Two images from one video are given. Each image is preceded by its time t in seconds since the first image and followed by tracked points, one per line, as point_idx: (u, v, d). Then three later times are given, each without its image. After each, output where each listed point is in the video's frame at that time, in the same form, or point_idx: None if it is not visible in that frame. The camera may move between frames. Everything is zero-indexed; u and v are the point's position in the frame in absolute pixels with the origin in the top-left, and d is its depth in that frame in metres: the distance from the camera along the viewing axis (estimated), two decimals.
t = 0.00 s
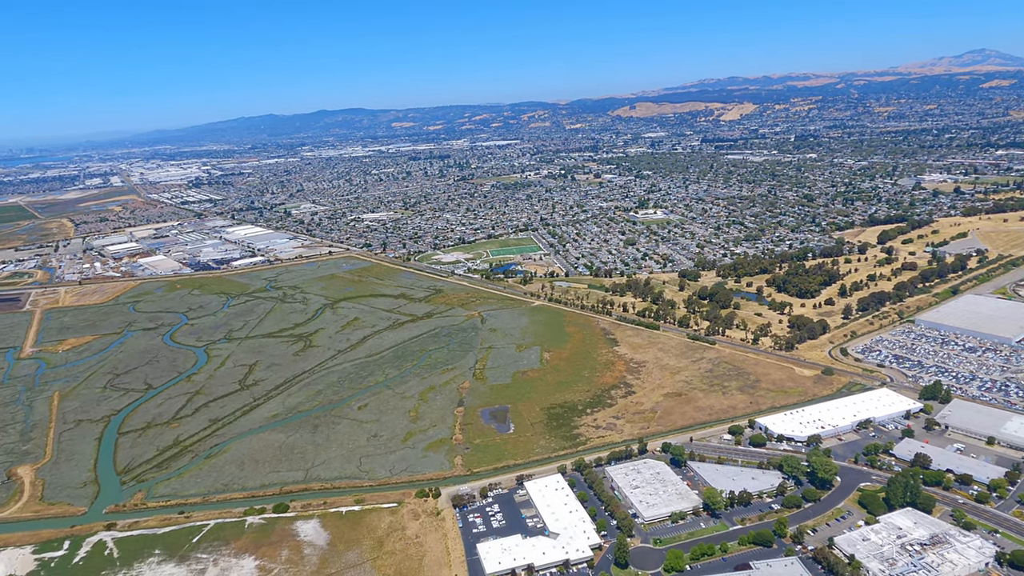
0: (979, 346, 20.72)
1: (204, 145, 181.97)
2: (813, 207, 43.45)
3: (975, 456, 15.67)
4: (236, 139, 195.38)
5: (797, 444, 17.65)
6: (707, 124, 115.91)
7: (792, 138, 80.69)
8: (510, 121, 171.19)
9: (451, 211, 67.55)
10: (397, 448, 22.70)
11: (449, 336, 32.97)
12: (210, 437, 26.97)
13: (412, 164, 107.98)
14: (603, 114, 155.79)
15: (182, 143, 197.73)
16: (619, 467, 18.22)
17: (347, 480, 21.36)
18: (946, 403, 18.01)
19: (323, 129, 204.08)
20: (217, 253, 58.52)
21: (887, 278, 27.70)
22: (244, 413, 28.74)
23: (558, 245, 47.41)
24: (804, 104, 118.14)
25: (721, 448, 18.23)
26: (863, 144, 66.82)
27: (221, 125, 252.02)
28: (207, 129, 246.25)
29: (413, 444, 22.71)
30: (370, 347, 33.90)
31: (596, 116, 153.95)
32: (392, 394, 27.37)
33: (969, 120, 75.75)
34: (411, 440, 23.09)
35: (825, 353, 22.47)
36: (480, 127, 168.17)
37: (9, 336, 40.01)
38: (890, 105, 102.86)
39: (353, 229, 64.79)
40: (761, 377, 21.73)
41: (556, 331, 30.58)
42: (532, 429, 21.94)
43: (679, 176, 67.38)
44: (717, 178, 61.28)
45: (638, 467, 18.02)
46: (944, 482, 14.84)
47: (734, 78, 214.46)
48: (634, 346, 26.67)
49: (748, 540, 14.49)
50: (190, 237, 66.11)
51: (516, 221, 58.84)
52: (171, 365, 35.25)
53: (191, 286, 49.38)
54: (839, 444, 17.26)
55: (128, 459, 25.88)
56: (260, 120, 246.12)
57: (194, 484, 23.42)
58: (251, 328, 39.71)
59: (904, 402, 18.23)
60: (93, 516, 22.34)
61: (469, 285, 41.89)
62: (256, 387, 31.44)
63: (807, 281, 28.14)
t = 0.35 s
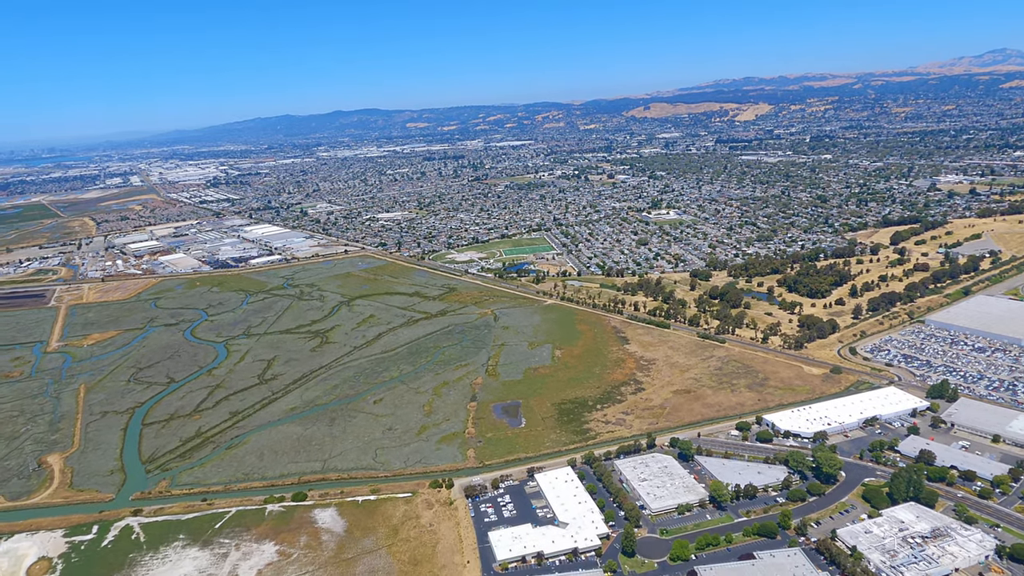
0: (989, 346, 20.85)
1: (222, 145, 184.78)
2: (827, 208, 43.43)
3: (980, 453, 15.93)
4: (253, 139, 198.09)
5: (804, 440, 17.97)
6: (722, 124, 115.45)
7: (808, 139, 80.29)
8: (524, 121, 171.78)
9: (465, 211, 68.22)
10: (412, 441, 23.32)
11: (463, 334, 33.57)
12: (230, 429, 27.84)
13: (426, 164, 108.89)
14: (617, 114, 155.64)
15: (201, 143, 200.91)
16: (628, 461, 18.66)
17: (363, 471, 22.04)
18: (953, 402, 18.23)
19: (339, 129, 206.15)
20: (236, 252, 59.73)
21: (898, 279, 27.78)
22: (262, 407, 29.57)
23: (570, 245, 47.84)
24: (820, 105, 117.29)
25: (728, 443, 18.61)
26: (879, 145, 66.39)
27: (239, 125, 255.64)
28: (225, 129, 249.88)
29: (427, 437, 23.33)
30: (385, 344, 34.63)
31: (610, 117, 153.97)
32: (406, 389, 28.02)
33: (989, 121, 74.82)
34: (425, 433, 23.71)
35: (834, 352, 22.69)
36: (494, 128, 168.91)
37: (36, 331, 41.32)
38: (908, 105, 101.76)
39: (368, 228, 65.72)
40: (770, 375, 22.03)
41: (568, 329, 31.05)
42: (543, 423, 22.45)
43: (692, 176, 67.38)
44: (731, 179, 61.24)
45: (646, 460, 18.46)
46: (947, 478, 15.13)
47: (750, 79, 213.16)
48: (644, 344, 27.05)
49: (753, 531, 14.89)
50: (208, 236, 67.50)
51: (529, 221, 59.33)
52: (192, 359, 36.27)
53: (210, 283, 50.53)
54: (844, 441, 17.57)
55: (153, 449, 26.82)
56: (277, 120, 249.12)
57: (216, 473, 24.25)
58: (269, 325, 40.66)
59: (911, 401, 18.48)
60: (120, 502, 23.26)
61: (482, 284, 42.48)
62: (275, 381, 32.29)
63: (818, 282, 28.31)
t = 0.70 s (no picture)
0: (998, 347, 20.99)
1: (240, 146, 187.36)
2: (840, 209, 43.37)
3: (985, 451, 16.15)
4: (270, 139, 200.65)
5: (810, 436, 18.28)
6: (737, 125, 114.96)
7: (823, 139, 79.77)
8: (538, 122, 172.18)
9: (478, 211, 68.83)
10: (426, 434, 23.97)
11: (476, 331, 34.16)
12: (250, 421, 28.70)
13: (441, 164, 109.76)
14: (632, 115, 155.38)
15: (219, 143, 204.01)
16: (636, 455, 19.10)
17: (379, 462, 22.72)
18: (960, 400, 18.44)
19: (353, 130, 208.02)
20: (254, 251, 60.92)
21: (910, 279, 27.86)
22: (281, 400, 30.42)
23: (583, 245, 48.25)
24: (837, 106, 116.24)
25: (736, 439, 18.98)
26: (895, 146, 65.92)
27: (256, 126, 259.18)
28: (242, 129, 253.28)
29: (441, 430, 23.95)
30: (400, 340, 35.35)
31: (624, 117, 153.82)
32: (421, 385, 28.69)
33: (1009, 121, 73.84)
34: (439, 427, 24.33)
35: (843, 351, 22.91)
36: (508, 128, 169.44)
37: (62, 326, 42.66)
38: (926, 106, 100.61)
39: (383, 228, 66.63)
40: (779, 373, 22.32)
41: (579, 327, 31.50)
42: (554, 418, 22.95)
43: (706, 177, 67.35)
44: (744, 180, 61.19)
45: (654, 454, 18.89)
46: (952, 474, 15.37)
47: (766, 79, 211.68)
48: (655, 342, 27.41)
49: (757, 523, 15.28)
50: (227, 235, 68.82)
51: (542, 221, 59.80)
52: (212, 355, 37.30)
53: (229, 281, 51.68)
54: (851, 438, 17.86)
55: (176, 440, 27.77)
56: (293, 121, 252.12)
57: (237, 463, 25.09)
58: (287, 321, 41.63)
59: (918, 399, 18.70)
60: (146, 490, 24.19)
61: (495, 282, 43.05)
62: (293, 376, 33.15)
63: (829, 282, 28.47)
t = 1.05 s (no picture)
0: (1009, 348, 21.11)
1: (257, 147, 189.93)
2: (854, 210, 43.28)
3: (991, 449, 16.39)
4: (288, 140, 203.24)
5: (817, 434, 18.58)
6: (753, 126, 114.41)
7: (840, 141, 79.23)
8: (552, 123, 172.52)
9: (492, 211, 69.43)
10: (440, 428, 24.58)
11: (489, 330, 34.73)
12: (270, 414, 29.55)
13: (456, 165, 110.61)
14: (647, 116, 155.13)
15: (236, 144, 207.02)
16: (645, 450, 19.53)
17: (394, 455, 23.38)
18: (968, 400, 18.65)
19: (369, 131, 210.02)
20: (271, 250, 62.10)
21: (922, 281, 27.92)
22: (299, 395, 31.24)
23: (596, 245, 48.62)
24: (854, 107, 115.17)
25: (744, 435, 19.33)
26: (913, 147, 65.37)
27: (273, 127, 262.62)
28: (259, 130, 256.65)
29: (455, 425, 24.56)
30: (415, 338, 36.07)
31: (639, 118, 153.49)
32: (435, 380, 29.33)
33: None
34: (453, 421, 24.94)
35: (853, 350, 23.11)
36: (523, 129, 169.96)
37: (87, 322, 43.98)
38: (945, 106, 99.44)
39: (398, 227, 67.53)
40: (788, 372, 22.57)
41: (591, 325, 31.93)
42: (565, 414, 23.43)
43: (720, 178, 67.30)
44: (759, 181, 61.08)
45: (663, 449, 19.31)
46: (957, 471, 15.63)
47: (783, 80, 210.03)
48: (666, 341, 27.75)
49: (763, 517, 15.66)
50: (245, 234, 70.16)
51: (556, 222, 60.24)
52: (232, 350, 38.32)
53: (248, 279, 52.83)
54: (858, 435, 18.13)
55: (199, 431, 28.70)
56: (309, 122, 255.01)
57: (257, 454, 25.92)
58: (304, 319, 42.56)
59: (926, 398, 18.92)
60: (170, 478, 25.09)
61: (509, 282, 43.60)
62: (310, 371, 33.98)
63: (840, 283, 28.61)
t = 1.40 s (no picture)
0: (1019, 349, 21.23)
1: (274, 148, 192.56)
2: (869, 212, 43.19)
3: (997, 447, 16.62)
4: (304, 142, 205.70)
5: (824, 431, 18.88)
6: (769, 127, 113.83)
7: (856, 142, 78.71)
8: (567, 124, 172.77)
9: (506, 212, 70.07)
10: (454, 423, 25.17)
11: (503, 328, 35.28)
12: (289, 408, 30.39)
13: (470, 166, 111.43)
14: (662, 117, 154.86)
15: (254, 145, 209.93)
16: (655, 446, 19.95)
17: (409, 448, 24.02)
18: (976, 399, 18.84)
19: (384, 132, 211.83)
20: (289, 249, 63.25)
21: (934, 282, 27.99)
22: (317, 390, 32.03)
23: (609, 246, 48.98)
24: (872, 108, 114.13)
25: (752, 432, 19.67)
26: (930, 149, 64.83)
27: (290, 128, 265.93)
28: (276, 132, 260.05)
29: (469, 419, 25.15)
30: (430, 335, 36.76)
31: (654, 120, 153.13)
32: (449, 377, 29.98)
33: None
34: (466, 416, 25.53)
35: (863, 351, 23.31)
36: (537, 131, 170.45)
37: (111, 319, 45.28)
38: (965, 107, 98.28)
39: (413, 228, 68.40)
40: (797, 371, 22.84)
41: (603, 325, 32.34)
42: (577, 410, 23.90)
43: (734, 180, 67.23)
44: (773, 183, 61.00)
45: (672, 445, 19.72)
46: (962, 468, 15.92)
47: (800, 81, 208.45)
48: (677, 340, 28.09)
49: (769, 510, 16.02)
50: (263, 234, 71.49)
51: (569, 223, 60.69)
52: (252, 346, 39.32)
53: (266, 278, 53.98)
54: (865, 433, 18.41)
55: (220, 424, 29.61)
56: (326, 123, 257.81)
57: (277, 446, 26.72)
58: (322, 317, 43.48)
59: (934, 397, 19.14)
60: (193, 469, 25.97)
61: (522, 281, 44.11)
62: (328, 367, 34.79)
63: (852, 284, 28.75)
